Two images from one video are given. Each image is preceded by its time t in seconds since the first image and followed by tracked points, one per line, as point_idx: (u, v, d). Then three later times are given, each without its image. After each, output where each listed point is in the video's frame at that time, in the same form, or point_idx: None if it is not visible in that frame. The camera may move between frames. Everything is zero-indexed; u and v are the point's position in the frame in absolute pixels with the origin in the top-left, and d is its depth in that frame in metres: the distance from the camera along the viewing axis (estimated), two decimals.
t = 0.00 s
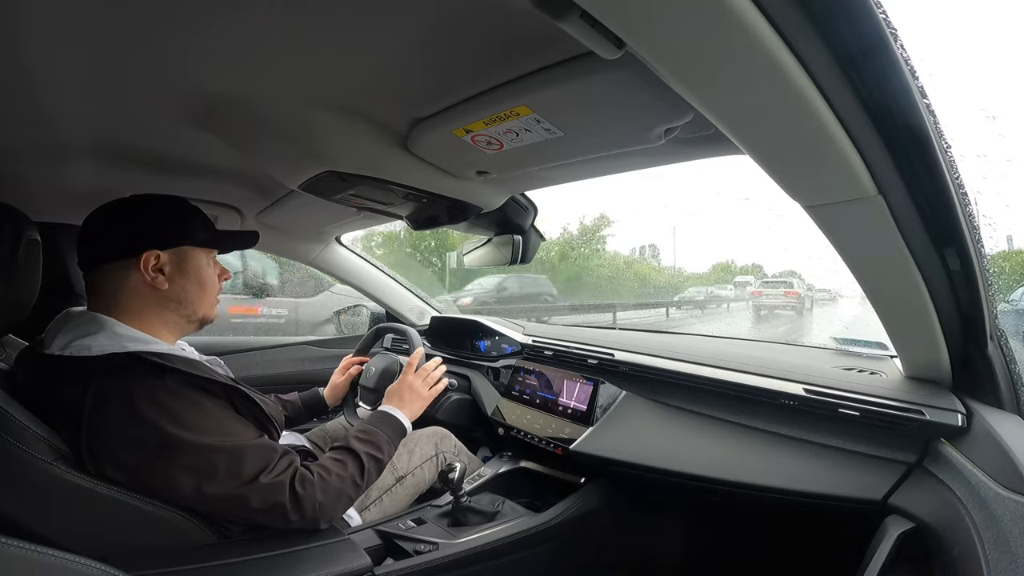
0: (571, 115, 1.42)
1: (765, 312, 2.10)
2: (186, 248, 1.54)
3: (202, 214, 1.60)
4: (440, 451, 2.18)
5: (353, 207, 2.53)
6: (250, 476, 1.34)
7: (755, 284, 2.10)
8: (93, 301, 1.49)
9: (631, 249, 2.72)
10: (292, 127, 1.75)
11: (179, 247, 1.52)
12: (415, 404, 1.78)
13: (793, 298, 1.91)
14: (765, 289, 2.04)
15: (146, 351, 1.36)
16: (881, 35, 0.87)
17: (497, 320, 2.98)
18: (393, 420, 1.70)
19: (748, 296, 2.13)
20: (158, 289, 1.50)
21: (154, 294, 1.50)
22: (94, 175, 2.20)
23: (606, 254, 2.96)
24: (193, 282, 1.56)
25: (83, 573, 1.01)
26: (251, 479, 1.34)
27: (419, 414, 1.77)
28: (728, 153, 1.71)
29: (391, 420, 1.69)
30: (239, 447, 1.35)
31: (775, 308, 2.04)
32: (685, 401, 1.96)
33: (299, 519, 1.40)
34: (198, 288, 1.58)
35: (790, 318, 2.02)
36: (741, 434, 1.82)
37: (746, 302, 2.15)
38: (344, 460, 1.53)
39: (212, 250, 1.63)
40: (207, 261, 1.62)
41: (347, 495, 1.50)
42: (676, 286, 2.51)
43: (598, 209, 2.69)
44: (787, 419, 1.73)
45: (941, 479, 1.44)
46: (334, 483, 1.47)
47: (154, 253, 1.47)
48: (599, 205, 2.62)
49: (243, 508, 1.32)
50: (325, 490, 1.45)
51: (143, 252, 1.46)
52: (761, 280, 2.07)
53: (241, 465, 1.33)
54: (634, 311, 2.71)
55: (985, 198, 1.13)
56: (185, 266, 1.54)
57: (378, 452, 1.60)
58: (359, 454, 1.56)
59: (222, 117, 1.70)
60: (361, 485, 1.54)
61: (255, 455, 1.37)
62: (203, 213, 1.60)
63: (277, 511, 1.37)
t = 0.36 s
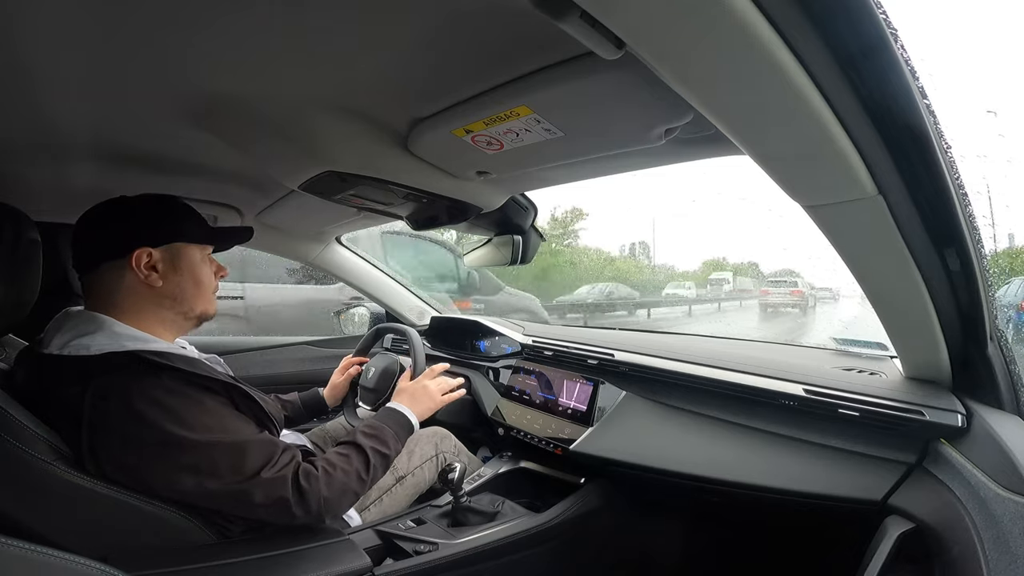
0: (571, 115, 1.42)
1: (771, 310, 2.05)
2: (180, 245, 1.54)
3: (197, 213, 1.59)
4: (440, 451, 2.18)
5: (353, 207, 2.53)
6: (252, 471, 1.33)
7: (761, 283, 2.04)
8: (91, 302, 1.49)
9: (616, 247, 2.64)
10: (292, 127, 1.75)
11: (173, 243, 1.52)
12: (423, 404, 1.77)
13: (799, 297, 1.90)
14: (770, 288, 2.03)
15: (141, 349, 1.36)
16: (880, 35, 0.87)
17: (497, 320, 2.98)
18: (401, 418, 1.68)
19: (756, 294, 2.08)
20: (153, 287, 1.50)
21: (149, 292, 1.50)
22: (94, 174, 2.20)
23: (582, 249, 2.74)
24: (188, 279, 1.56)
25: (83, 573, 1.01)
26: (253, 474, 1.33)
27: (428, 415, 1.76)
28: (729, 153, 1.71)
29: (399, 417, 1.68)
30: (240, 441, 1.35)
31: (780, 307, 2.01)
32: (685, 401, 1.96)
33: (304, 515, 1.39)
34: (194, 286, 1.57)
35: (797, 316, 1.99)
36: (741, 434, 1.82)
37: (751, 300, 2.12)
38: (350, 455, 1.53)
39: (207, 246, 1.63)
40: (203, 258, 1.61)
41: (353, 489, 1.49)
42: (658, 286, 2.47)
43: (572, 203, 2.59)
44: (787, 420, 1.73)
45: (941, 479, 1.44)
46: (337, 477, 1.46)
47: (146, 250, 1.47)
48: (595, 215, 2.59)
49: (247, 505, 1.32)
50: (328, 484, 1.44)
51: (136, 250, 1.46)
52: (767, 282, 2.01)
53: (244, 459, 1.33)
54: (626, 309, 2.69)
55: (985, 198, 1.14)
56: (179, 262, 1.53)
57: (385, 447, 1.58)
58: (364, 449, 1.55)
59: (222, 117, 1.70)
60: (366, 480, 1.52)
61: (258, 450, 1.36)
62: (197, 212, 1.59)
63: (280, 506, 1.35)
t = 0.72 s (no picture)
0: (571, 115, 1.42)
1: (775, 310, 2.08)
2: (191, 251, 1.54)
3: (206, 213, 1.59)
4: (440, 450, 2.18)
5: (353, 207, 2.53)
6: (245, 482, 1.34)
7: (766, 286, 2.07)
8: (95, 301, 1.49)
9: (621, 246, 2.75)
10: (292, 127, 1.75)
11: (184, 248, 1.52)
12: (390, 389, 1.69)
13: (803, 298, 1.89)
14: (775, 290, 2.04)
15: (145, 352, 1.35)
16: (881, 34, 0.87)
17: (497, 320, 2.99)
18: (370, 411, 1.62)
19: (761, 296, 2.12)
20: (161, 291, 1.50)
21: (157, 295, 1.50)
22: (94, 174, 2.20)
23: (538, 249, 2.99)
24: (196, 284, 1.55)
25: (83, 573, 1.02)
26: (245, 485, 1.33)
27: (394, 404, 1.69)
28: (728, 153, 1.71)
29: (363, 407, 1.61)
30: (235, 449, 1.34)
31: (785, 307, 2.02)
32: (686, 401, 1.97)
33: (287, 529, 1.39)
34: (201, 291, 1.57)
35: (801, 317, 2.00)
36: (741, 434, 1.83)
37: (758, 301, 2.14)
38: (323, 462, 1.48)
39: (218, 253, 1.63)
40: (212, 264, 1.61)
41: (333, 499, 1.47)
42: (650, 285, 2.77)
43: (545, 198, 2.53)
44: (788, 419, 1.73)
45: (941, 479, 1.44)
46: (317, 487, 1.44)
47: (159, 254, 1.48)
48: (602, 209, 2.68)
49: (237, 513, 1.33)
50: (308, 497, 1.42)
51: (149, 253, 1.46)
52: (772, 281, 2.04)
53: (235, 471, 1.32)
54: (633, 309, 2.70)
55: (985, 197, 1.14)
56: (189, 268, 1.53)
57: (358, 449, 1.54)
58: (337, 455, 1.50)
59: (222, 117, 1.70)
60: (344, 485, 1.50)
61: (251, 460, 1.36)
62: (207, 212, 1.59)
63: (268, 519, 1.37)
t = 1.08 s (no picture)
0: (571, 115, 1.42)
1: (780, 308, 2.09)
2: (196, 252, 1.54)
3: (207, 209, 1.58)
4: (440, 450, 2.18)
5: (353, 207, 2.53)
6: (249, 485, 1.33)
7: (773, 283, 2.06)
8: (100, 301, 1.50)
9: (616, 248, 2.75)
10: (292, 127, 1.75)
11: (190, 249, 1.52)
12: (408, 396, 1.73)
13: (807, 297, 1.87)
14: (784, 289, 2.02)
15: (158, 349, 1.35)
16: (881, 35, 0.87)
17: (497, 320, 2.99)
18: (396, 425, 1.65)
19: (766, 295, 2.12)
20: (165, 292, 1.50)
21: (162, 296, 1.50)
22: (94, 174, 2.20)
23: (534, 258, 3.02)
24: (201, 286, 1.55)
25: (82, 573, 1.01)
26: (250, 489, 1.33)
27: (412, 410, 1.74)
28: (728, 153, 1.71)
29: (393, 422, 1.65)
30: (244, 451, 1.34)
31: (790, 305, 2.03)
32: (686, 401, 1.97)
33: (288, 535, 1.39)
34: (206, 292, 1.57)
35: (806, 316, 2.00)
36: (739, 434, 1.83)
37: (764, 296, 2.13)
38: (341, 476, 1.51)
39: (223, 255, 1.63)
40: (217, 264, 1.61)
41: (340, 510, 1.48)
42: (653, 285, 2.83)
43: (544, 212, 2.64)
44: (788, 420, 1.73)
45: (941, 480, 1.44)
46: (330, 495, 1.45)
47: (163, 256, 1.47)
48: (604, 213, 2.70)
49: (239, 516, 1.33)
50: (319, 504, 1.43)
51: (154, 255, 1.46)
52: (779, 279, 2.03)
53: (241, 474, 1.32)
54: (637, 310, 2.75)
55: (985, 198, 1.14)
56: (194, 270, 1.53)
57: (378, 462, 1.58)
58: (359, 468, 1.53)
59: (222, 116, 1.70)
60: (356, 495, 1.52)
61: (256, 465, 1.35)
62: (209, 208, 1.58)
63: (270, 522, 1.36)
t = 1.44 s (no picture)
0: (571, 115, 1.42)
1: (786, 305, 2.08)
2: (184, 254, 1.52)
3: (202, 212, 1.58)
4: (440, 450, 2.18)
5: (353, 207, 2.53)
6: (243, 488, 1.33)
7: (776, 283, 2.04)
8: (90, 302, 1.50)
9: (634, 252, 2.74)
10: (291, 127, 1.74)
11: (176, 252, 1.51)
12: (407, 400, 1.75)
13: (810, 296, 1.83)
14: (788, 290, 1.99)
15: (141, 353, 1.35)
16: (881, 35, 0.87)
17: (497, 320, 2.98)
18: (400, 426, 1.67)
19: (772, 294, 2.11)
20: (151, 294, 1.49)
21: (149, 298, 1.50)
22: (94, 174, 2.20)
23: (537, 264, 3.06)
24: (188, 289, 1.54)
25: (82, 573, 1.01)
26: (246, 491, 1.33)
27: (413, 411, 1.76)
28: (728, 153, 1.71)
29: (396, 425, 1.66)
30: (235, 454, 1.34)
31: (795, 303, 2.01)
32: (685, 401, 1.97)
33: (289, 536, 1.39)
34: (194, 296, 1.56)
35: (809, 314, 1.98)
36: (739, 434, 1.83)
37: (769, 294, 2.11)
38: (342, 475, 1.51)
39: (213, 257, 1.61)
40: (208, 267, 1.60)
41: (342, 509, 1.48)
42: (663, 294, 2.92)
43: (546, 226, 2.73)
44: (788, 419, 1.73)
45: (941, 480, 1.44)
46: (333, 494, 1.46)
47: (149, 258, 1.47)
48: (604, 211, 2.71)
49: (235, 518, 1.33)
50: (321, 503, 1.43)
51: (138, 257, 1.46)
52: (780, 278, 2.02)
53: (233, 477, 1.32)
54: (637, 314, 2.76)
55: (985, 197, 1.14)
56: (181, 272, 1.52)
57: (381, 463, 1.58)
58: (361, 467, 1.54)
59: (221, 116, 1.70)
60: (358, 496, 1.52)
61: (249, 466, 1.35)
62: (204, 212, 1.59)
63: (268, 524, 1.36)
